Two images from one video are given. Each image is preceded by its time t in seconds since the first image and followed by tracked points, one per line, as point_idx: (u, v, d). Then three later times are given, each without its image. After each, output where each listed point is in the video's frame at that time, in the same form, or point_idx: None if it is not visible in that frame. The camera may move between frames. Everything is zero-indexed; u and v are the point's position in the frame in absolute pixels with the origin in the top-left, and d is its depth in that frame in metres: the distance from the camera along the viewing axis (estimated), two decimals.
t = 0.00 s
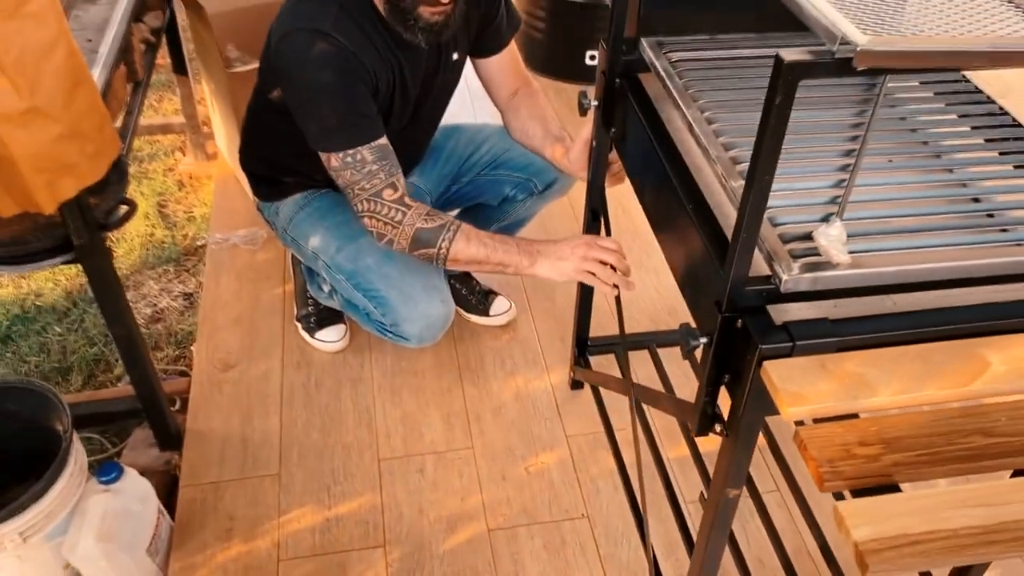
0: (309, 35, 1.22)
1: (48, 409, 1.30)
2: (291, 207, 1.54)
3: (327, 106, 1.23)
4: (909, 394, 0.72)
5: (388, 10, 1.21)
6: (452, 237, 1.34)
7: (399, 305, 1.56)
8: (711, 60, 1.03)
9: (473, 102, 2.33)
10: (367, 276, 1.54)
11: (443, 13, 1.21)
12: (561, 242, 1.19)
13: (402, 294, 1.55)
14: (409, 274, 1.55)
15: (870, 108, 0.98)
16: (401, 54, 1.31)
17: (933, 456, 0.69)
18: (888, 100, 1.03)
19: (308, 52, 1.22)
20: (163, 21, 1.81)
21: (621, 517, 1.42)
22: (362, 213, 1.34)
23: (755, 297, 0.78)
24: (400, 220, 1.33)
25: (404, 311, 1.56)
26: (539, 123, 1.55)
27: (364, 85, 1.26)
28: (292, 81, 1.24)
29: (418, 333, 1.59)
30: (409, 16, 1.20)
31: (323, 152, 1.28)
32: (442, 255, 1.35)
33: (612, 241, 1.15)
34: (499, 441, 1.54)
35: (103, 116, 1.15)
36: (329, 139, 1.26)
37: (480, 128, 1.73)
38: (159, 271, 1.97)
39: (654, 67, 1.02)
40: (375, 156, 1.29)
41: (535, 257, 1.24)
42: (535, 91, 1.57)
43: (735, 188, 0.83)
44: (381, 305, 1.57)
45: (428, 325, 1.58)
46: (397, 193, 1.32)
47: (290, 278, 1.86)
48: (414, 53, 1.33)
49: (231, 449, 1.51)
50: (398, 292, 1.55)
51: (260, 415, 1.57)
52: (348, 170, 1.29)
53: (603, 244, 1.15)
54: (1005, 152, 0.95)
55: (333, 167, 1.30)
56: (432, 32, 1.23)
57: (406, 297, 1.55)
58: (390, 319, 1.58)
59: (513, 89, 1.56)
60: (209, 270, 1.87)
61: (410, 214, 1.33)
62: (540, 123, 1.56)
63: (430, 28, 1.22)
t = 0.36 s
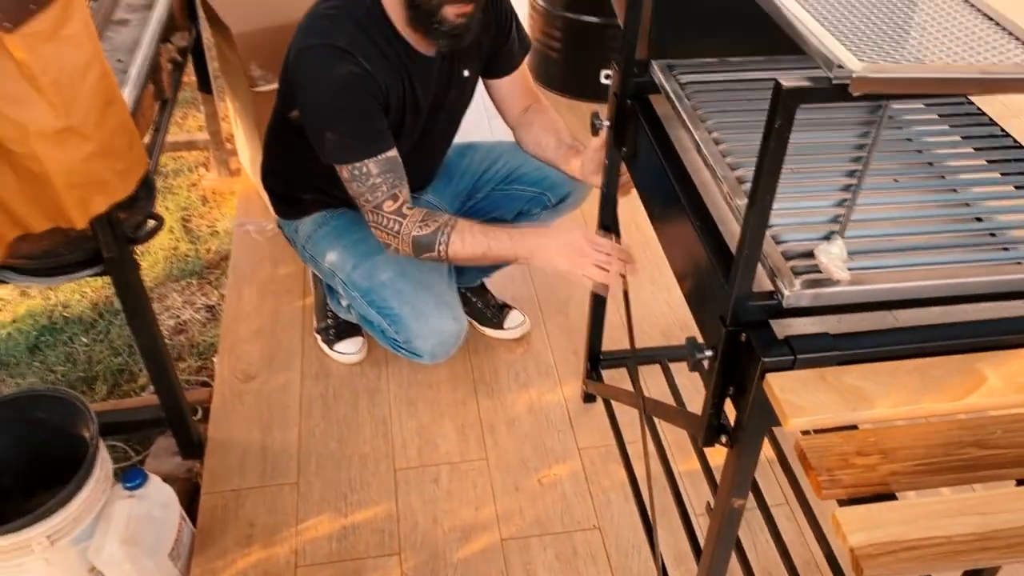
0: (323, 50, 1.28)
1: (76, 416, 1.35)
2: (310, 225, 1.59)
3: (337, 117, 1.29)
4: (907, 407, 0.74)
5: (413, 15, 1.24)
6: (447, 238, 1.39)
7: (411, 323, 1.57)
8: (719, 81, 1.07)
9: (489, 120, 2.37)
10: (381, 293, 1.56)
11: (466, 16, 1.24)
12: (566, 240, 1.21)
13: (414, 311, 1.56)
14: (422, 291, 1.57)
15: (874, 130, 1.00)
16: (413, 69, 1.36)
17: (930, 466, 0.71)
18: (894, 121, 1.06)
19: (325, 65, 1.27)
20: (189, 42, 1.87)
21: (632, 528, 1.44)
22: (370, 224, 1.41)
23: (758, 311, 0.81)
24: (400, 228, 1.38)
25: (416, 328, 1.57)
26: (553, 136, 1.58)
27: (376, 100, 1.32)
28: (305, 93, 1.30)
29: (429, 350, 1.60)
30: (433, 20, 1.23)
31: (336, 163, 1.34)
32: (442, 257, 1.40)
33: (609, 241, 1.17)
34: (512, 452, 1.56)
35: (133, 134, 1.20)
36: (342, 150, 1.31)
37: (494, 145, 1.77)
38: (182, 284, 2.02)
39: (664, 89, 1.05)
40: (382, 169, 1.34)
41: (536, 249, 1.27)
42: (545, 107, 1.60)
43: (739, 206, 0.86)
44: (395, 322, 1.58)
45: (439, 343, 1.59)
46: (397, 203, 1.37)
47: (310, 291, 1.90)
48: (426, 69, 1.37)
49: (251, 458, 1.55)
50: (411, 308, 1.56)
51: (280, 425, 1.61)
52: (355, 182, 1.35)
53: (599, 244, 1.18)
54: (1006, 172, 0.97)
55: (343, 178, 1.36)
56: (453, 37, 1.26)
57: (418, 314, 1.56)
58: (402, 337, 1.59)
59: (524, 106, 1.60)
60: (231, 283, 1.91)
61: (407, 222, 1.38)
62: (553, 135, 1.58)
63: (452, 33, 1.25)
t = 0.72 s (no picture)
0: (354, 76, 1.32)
1: (106, 432, 1.39)
2: (335, 249, 1.65)
3: (376, 136, 1.32)
4: (905, 419, 0.77)
5: (437, 49, 1.32)
6: (507, 217, 1.34)
7: (438, 342, 1.60)
8: (725, 106, 1.10)
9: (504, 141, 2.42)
10: (407, 314, 1.60)
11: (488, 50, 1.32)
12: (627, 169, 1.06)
13: (440, 331, 1.60)
14: (448, 309, 1.61)
15: (874, 152, 1.04)
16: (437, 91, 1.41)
17: (920, 478, 0.75)
18: (898, 144, 1.09)
19: (352, 91, 1.32)
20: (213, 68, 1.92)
21: (644, 542, 1.47)
22: (429, 229, 1.38)
23: (761, 328, 0.84)
24: (457, 220, 1.35)
25: (443, 347, 1.61)
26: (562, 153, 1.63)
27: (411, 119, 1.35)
28: (342, 117, 1.34)
29: (457, 367, 1.63)
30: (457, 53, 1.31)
31: (377, 176, 1.35)
32: (506, 240, 1.36)
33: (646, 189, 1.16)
34: (527, 467, 1.60)
35: (164, 161, 1.26)
36: (378, 164, 1.33)
37: (511, 167, 1.81)
38: (205, 303, 2.07)
39: (671, 114, 1.09)
40: (425, 167, 1.33)
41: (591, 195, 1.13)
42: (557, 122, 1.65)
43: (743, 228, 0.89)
44: (422, 343, 1.62)
45: (467, 359, 1.63)
46: (450, 197, 1.34)
47: (330, 309, 1.95)
48: (448, 93, 1.43)
49: (273, 472, 1.59)
50: (437, 329, 1.60)
51: (301, 440, 1.65)
52: (404, 187, 1.34)
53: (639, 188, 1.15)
54: (1005, 193, 1.00)
55: (391, 189, 1.36)
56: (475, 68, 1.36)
57: (444, 334, 1.60)
58: (429, 355, 1.63)
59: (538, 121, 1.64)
60: (253, 302, 1.96)
61: (463, 209, 1.35)
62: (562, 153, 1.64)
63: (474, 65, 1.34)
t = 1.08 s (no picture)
0: (374, 117, 1.39)
1: (123, 469, 1.43)
2: (345, 290, 1.70)
3: (390, 172, 1.36)
4: (892, 445, 0.80)
5: (447, 95, 1.40)
6: (527, 252, 1.33)
7: (440, 387, 1.64)
8: (717, 142, 1.14)
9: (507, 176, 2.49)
10: (412, 357, 1.64)
11: (494, 101, 1.41)
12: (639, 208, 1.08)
13: (443, 378, 1.63)
14: (451, 357, 1.65)
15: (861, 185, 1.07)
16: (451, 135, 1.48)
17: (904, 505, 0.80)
18: (888, 175, 1.12)
19: (366, 132, 1.39)
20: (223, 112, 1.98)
21: (651, 567, 1.48)
22: (450, 262, 1.37)
23: (753, 359, 0.87)
24: (478, 254, 1.34)
25: (445, 393, 1.64)
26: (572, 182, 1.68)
27: (428, 157, 1.40)
28: (360, 158, 1.39)
29: (458, 413, 1.65)
30: (464, 100, 1.39)
31: (398, 214, 1.37)
32: (525, 275, 1.34)
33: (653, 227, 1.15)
34: (535, 496, 1.62)
35: (177, 205, 1.29)
36: (395, 197, 1.36)
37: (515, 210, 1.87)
38: (218, 339, 2.12)
39: (663, 152, 1.13)
40: (446, 203, 1.35)
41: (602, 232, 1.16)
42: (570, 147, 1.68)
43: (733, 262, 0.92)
44: (425, 389, 1.65)
45: (468, 406, 1.65)
46: (472, 230, 1.34)
47: (339, 343, 1.99)
48: (462, 135, 1.49)
49: (286, 506, 1.62)
50: (441, 377, 1.64)
51: (313, 473, 1.68)
52: (425, 220, 1.35)
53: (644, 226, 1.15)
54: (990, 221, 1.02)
55: (413, 224, 1.36)
56: (482, 117, 1.43)
57: (447, 381, 1.64)
58: (432, 400, 1.66)
59: (562, 155, 1.69)
60: (264, 337, 2.00)
61: (483, 243, 1.34)
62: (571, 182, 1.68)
63: (482, 112, 1.41)
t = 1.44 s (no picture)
0: (373, 153, 1.43)
1: (132, 506, 1.45)
2: (348, 325, 1.73)
3: (389, 209, 1.40)
4: (878, 463, 0.82)
5: (431, 122, 1.45)
6: (526, 283, 1.36)
7: (444, 419, 1.65)
8: (705, 173, 1.18)
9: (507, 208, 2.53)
10: (415, 391, 1.66)
11: (476, 131, 1.45)
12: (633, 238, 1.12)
13: (448, 409, 1.65)
14: (454, 389, 1.66)
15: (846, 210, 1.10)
16: (446, 168, 1.52)
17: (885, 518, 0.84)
18: (873, 200, 1.14)
19: (365, 169, 1.42)
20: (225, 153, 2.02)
21: None
22: (453, 296, 1.41)
23: (742, 382, 0.90)
24: (478, 286, 1.37)
25: (450, 425, 1.65)
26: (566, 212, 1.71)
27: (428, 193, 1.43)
28: (360, 195, 1.43)
29: (463, 445, 1.66)
30: (447, 127, 1.44)
31: (399, 250, 1.40)
32: (526, 306, 1.37)
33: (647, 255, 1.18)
34: (539, 525, 1.63)
35: (183, 245, 1.33)
36: (394, 234, 1.39)
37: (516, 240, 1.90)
38: (224, 376, 2.14)
39: (653, 182, 1.17)
40: (446, 237, 1.39)
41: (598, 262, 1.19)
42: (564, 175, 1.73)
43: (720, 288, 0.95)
44: (429, 421, 1.67)
45: (472, 438, 1.66)
46: (472, 263, 1.37)
47: (343, 378, 2.01)
48: (456, 168, 1.53)
49: (293, 540, 1.64)
50: (446, 408, 1.65)
51: (319, 507, 1.70)
52: (426, 255, 1.38)
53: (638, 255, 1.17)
54: (972, 243, 1.05)
55: (415, 260, 1.40)
56: (464, 147, 1.46)
57: (452, 412, 1.65)
58: (436, 432, 1.67)
59: (558, 187, 1.73)
60: (269, 373, 2.03)
61: (484, 275, 1.37)
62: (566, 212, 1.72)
63: (463, 141, 1.45)
